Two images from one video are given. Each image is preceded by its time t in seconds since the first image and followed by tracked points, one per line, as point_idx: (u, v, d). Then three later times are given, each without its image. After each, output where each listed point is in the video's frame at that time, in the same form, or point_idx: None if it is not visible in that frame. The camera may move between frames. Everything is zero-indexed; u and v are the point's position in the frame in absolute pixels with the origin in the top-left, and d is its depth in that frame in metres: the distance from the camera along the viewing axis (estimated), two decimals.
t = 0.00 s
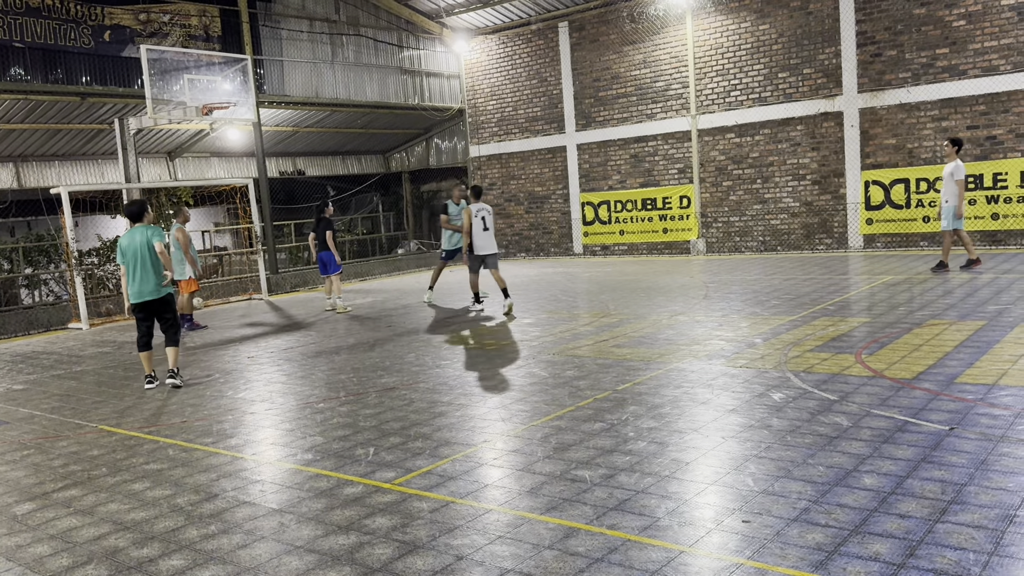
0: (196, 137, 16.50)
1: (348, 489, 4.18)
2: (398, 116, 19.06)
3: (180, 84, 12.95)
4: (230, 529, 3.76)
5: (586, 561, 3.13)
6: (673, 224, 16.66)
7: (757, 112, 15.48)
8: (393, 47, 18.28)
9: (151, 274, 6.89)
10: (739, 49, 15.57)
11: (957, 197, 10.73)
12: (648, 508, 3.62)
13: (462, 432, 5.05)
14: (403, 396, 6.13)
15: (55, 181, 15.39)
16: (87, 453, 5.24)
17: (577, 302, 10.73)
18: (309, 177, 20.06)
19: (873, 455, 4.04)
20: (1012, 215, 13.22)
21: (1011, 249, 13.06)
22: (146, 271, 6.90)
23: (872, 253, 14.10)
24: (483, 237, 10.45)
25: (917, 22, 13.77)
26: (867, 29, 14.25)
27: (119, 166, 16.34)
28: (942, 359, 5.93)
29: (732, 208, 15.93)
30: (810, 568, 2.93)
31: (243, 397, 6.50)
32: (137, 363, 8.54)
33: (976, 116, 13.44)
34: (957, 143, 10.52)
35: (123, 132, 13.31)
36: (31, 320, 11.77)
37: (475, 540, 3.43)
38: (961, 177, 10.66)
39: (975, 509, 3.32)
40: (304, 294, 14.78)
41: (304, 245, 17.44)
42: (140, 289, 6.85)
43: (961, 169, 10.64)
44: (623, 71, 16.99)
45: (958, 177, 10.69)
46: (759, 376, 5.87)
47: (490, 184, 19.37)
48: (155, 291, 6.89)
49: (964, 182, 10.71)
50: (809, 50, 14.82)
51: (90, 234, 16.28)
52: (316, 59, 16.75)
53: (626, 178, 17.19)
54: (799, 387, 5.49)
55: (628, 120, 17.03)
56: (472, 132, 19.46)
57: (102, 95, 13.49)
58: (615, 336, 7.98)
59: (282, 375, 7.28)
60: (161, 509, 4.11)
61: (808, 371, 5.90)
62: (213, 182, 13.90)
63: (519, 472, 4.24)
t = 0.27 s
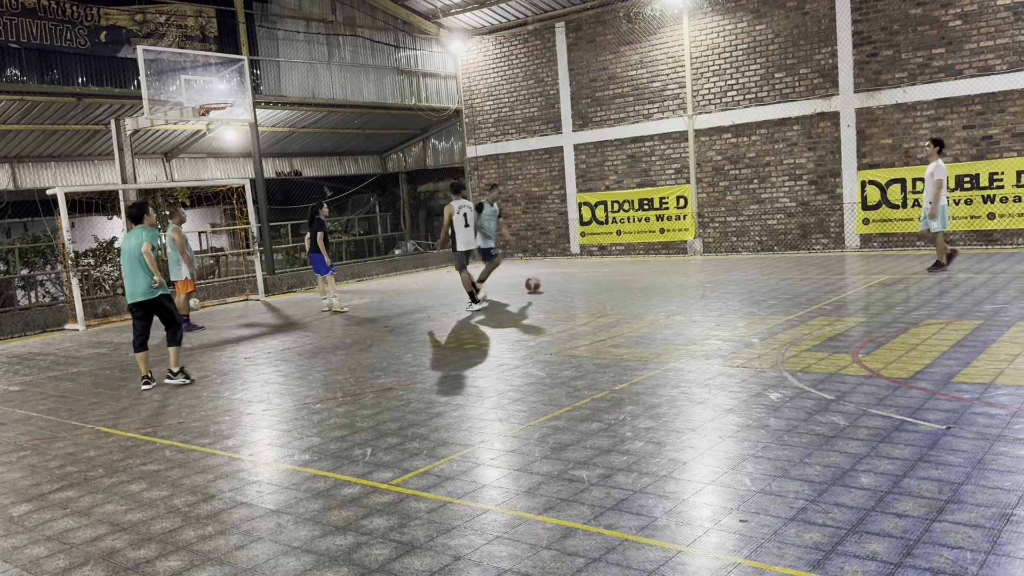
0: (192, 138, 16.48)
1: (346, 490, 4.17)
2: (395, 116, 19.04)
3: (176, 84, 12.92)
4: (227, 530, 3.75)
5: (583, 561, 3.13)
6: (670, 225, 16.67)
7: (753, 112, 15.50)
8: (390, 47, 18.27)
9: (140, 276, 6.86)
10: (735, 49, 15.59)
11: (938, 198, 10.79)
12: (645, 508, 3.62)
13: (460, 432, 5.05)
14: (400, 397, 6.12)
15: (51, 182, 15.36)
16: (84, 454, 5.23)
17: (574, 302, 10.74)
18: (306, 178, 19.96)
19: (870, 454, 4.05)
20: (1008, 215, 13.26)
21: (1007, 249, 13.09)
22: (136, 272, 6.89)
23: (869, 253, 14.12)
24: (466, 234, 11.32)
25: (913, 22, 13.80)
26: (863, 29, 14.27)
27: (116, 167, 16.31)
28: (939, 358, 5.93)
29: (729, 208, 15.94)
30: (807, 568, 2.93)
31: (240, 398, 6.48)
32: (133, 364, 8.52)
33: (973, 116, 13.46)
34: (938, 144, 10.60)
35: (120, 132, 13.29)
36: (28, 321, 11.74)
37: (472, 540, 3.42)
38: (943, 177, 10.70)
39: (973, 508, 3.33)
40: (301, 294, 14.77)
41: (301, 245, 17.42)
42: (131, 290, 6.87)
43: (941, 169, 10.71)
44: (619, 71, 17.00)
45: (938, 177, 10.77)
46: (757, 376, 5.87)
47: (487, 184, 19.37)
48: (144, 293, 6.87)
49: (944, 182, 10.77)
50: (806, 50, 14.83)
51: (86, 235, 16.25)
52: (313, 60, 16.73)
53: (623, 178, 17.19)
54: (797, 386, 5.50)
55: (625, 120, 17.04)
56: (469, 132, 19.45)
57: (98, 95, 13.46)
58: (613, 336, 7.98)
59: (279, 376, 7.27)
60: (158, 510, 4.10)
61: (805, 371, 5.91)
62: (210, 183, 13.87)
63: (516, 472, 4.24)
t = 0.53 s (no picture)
0: (188, 139, 16.45)
1: (342, 491, 4.16)
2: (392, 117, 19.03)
3: (173, 85, 12.91)
4: (224, 531, 3.75)
5: (580, 562, 3.13)
6: (667, 225, 16.68)
7: (749, 113, 15.52)
8: (387, 47, 18.26)
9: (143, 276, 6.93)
10: (732, 49, 15.60)
11: (916, 201, 10.77)
12: (642, 508, 3.62)
13: (457, 433, 5.05)
14: (397, 397, 6.12)
15: (47, 183, 15.32)
16: (80, 455, 5.22)
17: (571, 302, 10.74)
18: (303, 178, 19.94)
19: (867, 454, 4.05)
20: (1004, 214, 13.29)
21: (1003, 248, 13.12)
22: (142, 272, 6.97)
23: (865, 253, 14.14)
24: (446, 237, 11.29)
25: (909, 23, 13.82)
26: (859, 29, 14.29)
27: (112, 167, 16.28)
28: (935, 358, 5.94)
29: (726, 208, 15.95)
30: (804, 568, 2.93)
31: (236, 399, 6.47)
32: (129, 365, 8.50)
33: (968, 116, 13.49)
34: (915, 148, 10.61)
35: (115, 133, 13.27)
36: (24, 322, 11.71)
37: (469, 541, 3.42)
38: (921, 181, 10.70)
39: (969, 507, 3.33)
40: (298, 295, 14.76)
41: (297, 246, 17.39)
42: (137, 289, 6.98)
43: (918, 172, 10.71)
44: (616, 72, 17.01)
45: (915, 180, 10.76)
46: (753, 376, 5.87)
47: (484, 185, 19.36)
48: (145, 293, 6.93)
49: (922, 186, 10.75)
50: (802, 50, 14.85)
51: (82, 236, 16.21)
52: (309, 60, 16.72)
53: (620, 178, 17.20)
54: (793, 386, 5.50)
55: (622, 120, 17.04)
56: (466, 132, 19.45)
57: (94, 96, 13.44)
58: (609, 336, 7.98)
59: (275, 377, 7.26)
60: (154, 511, 4.09)
61: (802, 371, 5.91)
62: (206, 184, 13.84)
63: (513, 472, 4.24)
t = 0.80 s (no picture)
0: (184, 139, 16.42)
1: (339, 492, 4.16)
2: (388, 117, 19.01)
3: (168, 85, 12.89)
4: (220, 532, 3.74)
5: (577, 563, 3.13)
6: (664, 225, 16.69)
7: (745, 113, 15.54)
8: (382, 48, 18.25)
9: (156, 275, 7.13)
10: (727, 50, 15.62)
11: (891, 203, 10.65)
12: (639, 508, 3.63)
13: (453, 434, 5.04)
14: (393, 398, 6.12)
15: (43, 184, 15.28)
16: (76, 457, 5.21)
17: (568, 302, 10.75)
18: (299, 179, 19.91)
19: (863, 454, 4.06)
20: (999, 214, 13.32)
21: (999, 248, 13.15)
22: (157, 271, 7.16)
23: (861, 253, 14.16)
24: (426, 235, 11.38)
25: (904, 23, 13.85)
26: (855, 30, 14.31)
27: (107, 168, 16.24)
28: (931, 358, 5.96)
29: (722, 209, 15.97)
30: (800, 568, 2.94)
31: (232, 401, 6.46)
32: (125, 367, 8.49)
33: (964, 116, 13.52)
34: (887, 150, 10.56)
35: (111, 134, 13.25)
36: (19, 324, 11.68)
37: (466, 542, 3.42)
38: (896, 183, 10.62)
39: (964, 507, 3.34)
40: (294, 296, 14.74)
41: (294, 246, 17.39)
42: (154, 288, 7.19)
43: (893, 174, 10.61)
44: (612, 72, 17.01)
45: (891, 182, 10.66)
46: (749, 376, 5.88)
47: (480, 185, 19.36)
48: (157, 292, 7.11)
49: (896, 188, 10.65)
50: (798, 50, 14.87)
51: (78, 237, 16.18)
52: (305, 61, 16.71)
53: (616, 178, 17.21)
54: (789, 386, 5.51)
55: (618, 120, 17.05)
56: (462, 133, 19.45)
57: (89, 96, 13.41)
58: (606, 336, 7.98)
59: (271, 378, 7.25)
60: (150, 513, 4.09)
61: (798, 371, 5.92)
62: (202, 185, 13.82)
63: (510, 473, 4.24)
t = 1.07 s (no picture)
0: (180, 139, 16.39)
1: (336, 492, 4.15)
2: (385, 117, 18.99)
3: (164, 85, 12.86)
4: (216, 533, 3.73)
5: (574, 563, 3.13)
6: (661, 225, 16.70)
7: (742, 112, 15.55)
8: (379, 47, 18.24)
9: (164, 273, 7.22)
10: (724, 49, 15.62)
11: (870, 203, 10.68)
12: (635, 508, 3.63)
13: (450, 434, 5.04)
14: (390, 398, 6.11)
15: (39, 184, 15.25)
16: (72, 458, 5.20)
17: (565, 302, 10.74)
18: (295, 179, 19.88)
19: (859, 454, 4.06)
20: (995, 213, 13.36)
21: (995, 247, 13.19)
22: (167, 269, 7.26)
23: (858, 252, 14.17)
24: (413, 236, 11.43)
25: (901, 22, 13.87)
26: (851, 29, 14.33)
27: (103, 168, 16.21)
28: (927, 357, 5.96)
29: (719, 208, 15.99)
30: (797, 568, 2.94)
31: (229, 401, 6.45)
32: (121, 367, 8.48)
33: (960, 115, 13.54)
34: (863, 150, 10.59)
35: (107, 134, 13.22)
36: (15, 324, 11.66)
37: (463, 542, 3.42)
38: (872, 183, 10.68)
39: (961, 506, 3.34)
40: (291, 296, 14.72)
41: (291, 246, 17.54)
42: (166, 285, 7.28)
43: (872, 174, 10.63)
44: (609, 72, 17.02)
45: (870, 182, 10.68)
46: (746, 376, 5.88)
47: (477, 185, 19.36)
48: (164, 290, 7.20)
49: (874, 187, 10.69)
50: (794, 50, 14.89)
51: (74, 237, 16.15)
52: (302, 61, 16.68)
53: (613, 178, 17.22)
54: (786, 386, 5.51)
55: (615, 120, 17.05)
56: (459, 133, 19.45)
57: (85, 97, 13.38)
58: (603, 336, 7.98)
59: (268, 379, 7.24)
60: (146, 514, 4.08)
61: (794, 370, 5.92)
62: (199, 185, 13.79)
63: (507, 473, 4.24)
